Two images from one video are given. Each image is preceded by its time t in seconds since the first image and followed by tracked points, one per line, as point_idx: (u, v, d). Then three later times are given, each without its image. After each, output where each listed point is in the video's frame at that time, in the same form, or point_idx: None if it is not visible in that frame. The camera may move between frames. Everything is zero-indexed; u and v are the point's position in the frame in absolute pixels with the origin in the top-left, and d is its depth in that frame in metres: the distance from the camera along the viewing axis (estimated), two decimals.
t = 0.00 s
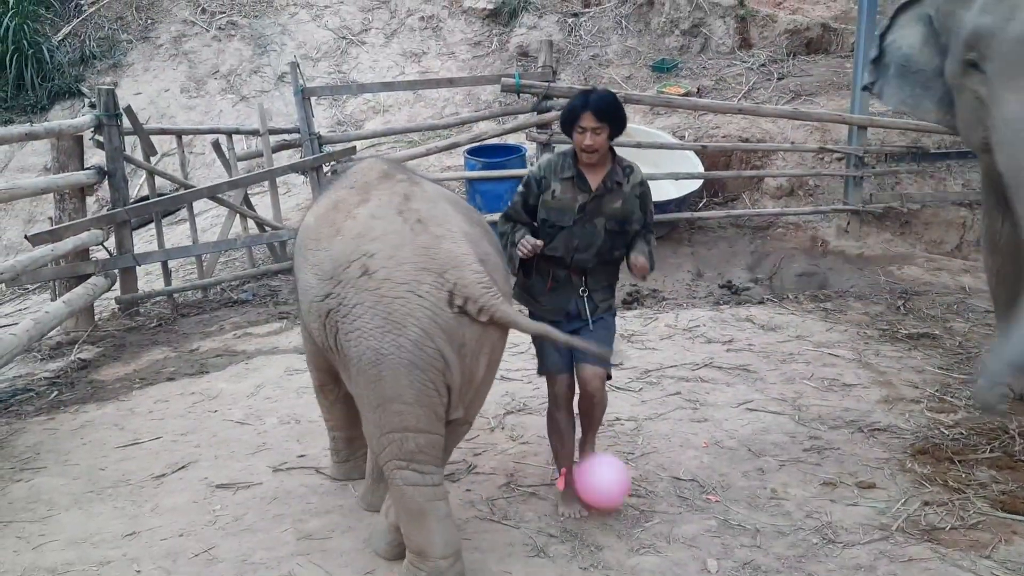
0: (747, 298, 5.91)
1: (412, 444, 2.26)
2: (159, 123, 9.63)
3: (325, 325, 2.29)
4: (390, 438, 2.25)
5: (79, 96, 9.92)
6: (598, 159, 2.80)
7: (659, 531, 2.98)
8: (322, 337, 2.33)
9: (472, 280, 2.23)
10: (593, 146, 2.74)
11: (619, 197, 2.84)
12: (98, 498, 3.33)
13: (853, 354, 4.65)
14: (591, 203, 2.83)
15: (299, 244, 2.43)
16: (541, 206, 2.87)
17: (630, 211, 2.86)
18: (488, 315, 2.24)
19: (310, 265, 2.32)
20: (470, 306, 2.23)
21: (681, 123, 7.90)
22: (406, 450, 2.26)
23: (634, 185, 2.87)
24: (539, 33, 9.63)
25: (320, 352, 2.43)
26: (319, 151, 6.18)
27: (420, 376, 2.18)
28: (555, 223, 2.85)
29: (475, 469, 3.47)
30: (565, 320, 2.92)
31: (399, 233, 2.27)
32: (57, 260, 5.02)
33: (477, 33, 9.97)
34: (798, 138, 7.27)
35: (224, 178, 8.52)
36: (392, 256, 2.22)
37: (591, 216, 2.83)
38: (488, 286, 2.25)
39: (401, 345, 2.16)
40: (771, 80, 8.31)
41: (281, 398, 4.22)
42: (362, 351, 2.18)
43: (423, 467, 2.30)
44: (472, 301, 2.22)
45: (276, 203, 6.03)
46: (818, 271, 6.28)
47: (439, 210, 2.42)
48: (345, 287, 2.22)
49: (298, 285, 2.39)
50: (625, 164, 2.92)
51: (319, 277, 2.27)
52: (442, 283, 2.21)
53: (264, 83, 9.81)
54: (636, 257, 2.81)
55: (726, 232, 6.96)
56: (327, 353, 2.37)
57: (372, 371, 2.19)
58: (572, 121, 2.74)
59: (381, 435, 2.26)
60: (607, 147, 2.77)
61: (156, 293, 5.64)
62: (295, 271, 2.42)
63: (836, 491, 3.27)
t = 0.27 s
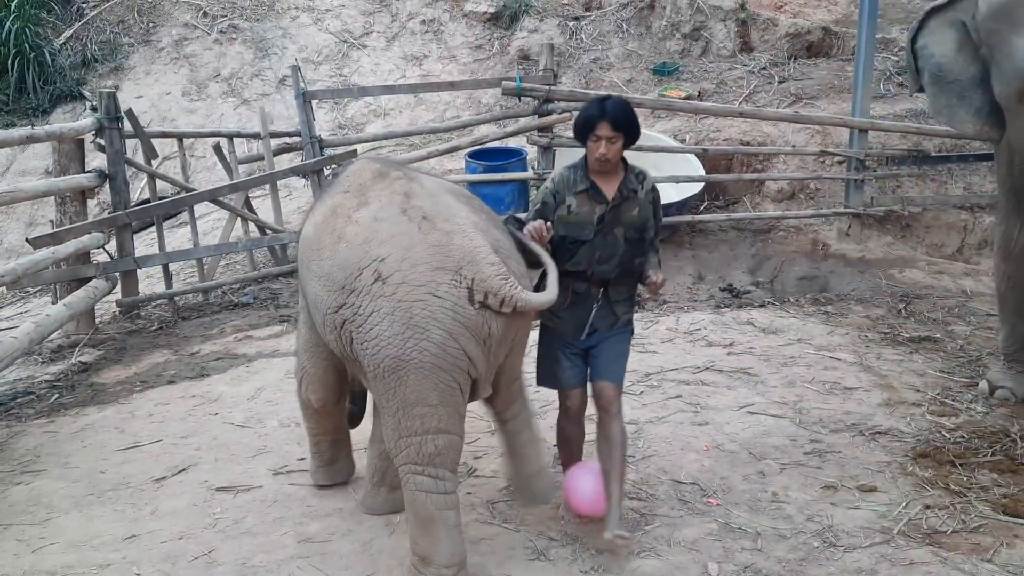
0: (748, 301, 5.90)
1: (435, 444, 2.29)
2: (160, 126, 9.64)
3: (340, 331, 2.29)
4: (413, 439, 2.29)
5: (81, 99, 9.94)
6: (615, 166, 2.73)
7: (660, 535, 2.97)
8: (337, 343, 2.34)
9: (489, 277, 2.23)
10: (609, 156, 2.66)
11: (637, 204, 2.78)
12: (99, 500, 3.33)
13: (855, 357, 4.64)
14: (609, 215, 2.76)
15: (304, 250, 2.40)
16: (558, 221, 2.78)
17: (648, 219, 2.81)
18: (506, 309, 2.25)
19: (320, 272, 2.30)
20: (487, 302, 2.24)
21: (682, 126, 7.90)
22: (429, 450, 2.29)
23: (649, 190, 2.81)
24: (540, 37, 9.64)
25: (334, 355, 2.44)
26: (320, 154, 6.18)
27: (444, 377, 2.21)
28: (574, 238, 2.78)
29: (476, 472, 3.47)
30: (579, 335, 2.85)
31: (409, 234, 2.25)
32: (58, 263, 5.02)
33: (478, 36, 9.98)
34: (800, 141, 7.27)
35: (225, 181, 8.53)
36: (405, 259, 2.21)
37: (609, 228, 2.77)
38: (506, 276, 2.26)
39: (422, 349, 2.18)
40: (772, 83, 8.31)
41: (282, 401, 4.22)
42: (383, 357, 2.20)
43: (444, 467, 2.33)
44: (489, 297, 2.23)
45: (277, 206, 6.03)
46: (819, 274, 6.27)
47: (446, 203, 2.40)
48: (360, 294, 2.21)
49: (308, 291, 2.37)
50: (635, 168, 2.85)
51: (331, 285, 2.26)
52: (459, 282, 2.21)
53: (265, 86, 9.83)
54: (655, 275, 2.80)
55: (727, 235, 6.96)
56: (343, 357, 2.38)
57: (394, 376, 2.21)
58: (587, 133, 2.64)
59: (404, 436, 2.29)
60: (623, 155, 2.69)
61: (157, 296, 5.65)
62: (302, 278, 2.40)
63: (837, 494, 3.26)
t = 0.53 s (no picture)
0: (749, 303, 5.90)
1: (438, 446, 2.28)
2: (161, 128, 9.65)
3: (342, 342, 2.31)
4: (418, 442, 2.29)
5: (82, 101, 9.95)
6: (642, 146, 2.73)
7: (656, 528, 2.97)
8: (340, 352, 2.36)
9: (482, 280, 2.21)
10: (636, 132, 2.67)
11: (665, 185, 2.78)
12: (99, 502, 3.33)
13: (856, 359, 4.64)
14: (636, 199, 2.75)
15: (299, 262, 2.40)
16: (584, 206, 2.77)
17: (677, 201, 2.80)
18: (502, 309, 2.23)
19: (317, 286, 2.31)
20: (483, 304, 2.22)
21: (683, 128, 7.90)
22: (434, 451, 2.28)
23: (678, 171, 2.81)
24: (541, 39, 9.65)
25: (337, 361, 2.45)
26: (321, 156, 6.18)
27: (447, 380, 2.22)
28: (601, 224, 2.79)
29: (476, 474, 3.47)
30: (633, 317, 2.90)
31: (400, 242, 2.23)
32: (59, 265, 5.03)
33: (479, 39, 9.98)
34: (800, 143, 7.27)
35: (226, 183, 8.53)
36: (399, 269, 2.20)
37: (636, 212, 2.76)
38: (501, 276, 2.24)
39: (423, 356, 2.19)
40: (773, 85, 8.32)
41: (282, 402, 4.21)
42: (386, 365, 2.21)
43: (449, 468, 2.33)
44: (484, 299, 2.21)
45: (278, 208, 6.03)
46: (820, 276, 6.27)
47: (436, 202, 2.35)
48: (359, 307, 2.22)
49: (307, 303, 2.38)
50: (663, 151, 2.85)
51: (328, 299, 2.28)
52: (454, 287, 2.21)
53: (267, 88, 9.84)
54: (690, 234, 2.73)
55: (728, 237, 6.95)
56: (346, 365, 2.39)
57: (398, 383, 2.23)
58: (613, 111, 2.66)
59: (409, 440, 2.30)
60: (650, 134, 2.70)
61: (158, 298, 5.64)
62: (301, 290, 2.41)
63: (838, 496, 3.25)
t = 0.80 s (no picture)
0: (750, 305, 5.89)
1: (436, 449, 2.28)
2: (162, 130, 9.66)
3: (335, 350, 2.29)
4: (415, 447, 2.29)
5: (83, 103, 9.95)
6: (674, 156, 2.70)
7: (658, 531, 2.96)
8: (332, 359, 2.33)
9: (480, 284, 2.19)
10: (669, 143, 2.64)
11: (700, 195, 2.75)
12: (99, 504, 3.33)
13: (857, 361, 4.63)
14: (669, 210, 2.75)
15: (284, 269, 2.35)
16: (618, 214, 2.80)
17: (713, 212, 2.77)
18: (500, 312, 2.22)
19: (306, 295, 2.27)
20: (480, 307, 2.21)
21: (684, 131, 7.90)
22: (434, 455, 2.29)
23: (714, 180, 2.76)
24: (541, 41, 9.66)
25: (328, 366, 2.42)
26: (321, 158, 6.18)
27: (447, 385, 2.21)
28: (634, 231, 2.81)
29: (476, 476, 3.46)
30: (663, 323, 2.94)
31: (392, 249, 2.19)
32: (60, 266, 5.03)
33: (480, 41, 9.99)
34: (801, 145, 7.27)
35: (227, 185, 8.54)
36: (393, 277, 2.17)
37: (669, 224, 2.76)
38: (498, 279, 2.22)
39: (422, 363, 2.18)
40: (773, 87, 8.33)
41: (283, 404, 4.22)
42: (385, 372, 2.19)
43: (448, 471, 2.33)
44: (482, 304, 2.20)
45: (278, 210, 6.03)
46: (821, 279, 6.26)
47: (425, 204, 2.32)
48: (354, 315, 2.19)
49: (295, 311, 2.35)
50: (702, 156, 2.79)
51: (320, 308, 2.24)
52: (450, 292, 2.18)
53: (267, 90, 9.85)
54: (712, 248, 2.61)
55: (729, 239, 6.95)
56: (338, 370, 2.37)
57: (396, 390, 2.22)
58: (644, 121, 2.63)
59: (407, 445, 2.30)
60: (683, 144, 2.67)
61: (158, 300, 5.65)
62: (288, 298, 2.37)
63: (839, 499, 3.25)
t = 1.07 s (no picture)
0: (750, 307, 5.89)
1: (444, 451, 2.30)
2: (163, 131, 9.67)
3: (336, 363, 2.25)
4: (423, 452, 2.30)
5: (84, 105, 9.96)
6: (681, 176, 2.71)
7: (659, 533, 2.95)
8: (331, 372, 2.30)
9: (486, 286, 2.21)
10: (675, 161, 2.65)
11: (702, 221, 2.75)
12: (100, 506, 3.33)
13: (858, 363, 4.63)
14: (664, 227, 2.78)
15: (273, 286, 2.28)
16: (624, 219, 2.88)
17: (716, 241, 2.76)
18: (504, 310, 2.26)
19: (303, 312, 2.22)
20: (487, 307, 2.23)
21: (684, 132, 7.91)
22: (442, 458, 2.31)
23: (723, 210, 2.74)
24: (542, 43, 9.67)
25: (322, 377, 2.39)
26: (322, 160, 6.18)
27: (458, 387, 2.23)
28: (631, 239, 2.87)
29: (477, 478, 3.46)
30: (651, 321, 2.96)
31: (394, 259, 2.16)
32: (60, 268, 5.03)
33: (481, 43, 9.99)
34: (802, 147, 7.27)
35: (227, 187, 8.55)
36: (398, 288, 2.14)
37: (662, 241, 2.80)
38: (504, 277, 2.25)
39: (432, 370, 2.19)
40: (774, 89, 8.34)
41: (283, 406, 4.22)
42: (395, 383, 2.19)
43: (454, 471, 2.36)
44: (488, 304, 2.22)
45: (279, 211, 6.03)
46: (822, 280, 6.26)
47: (417, 207, 2.29)
48: (359, 330, 2.16)
49: (288, 325, 2.29)
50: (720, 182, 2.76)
51: (320, 325, 2.20)
52: (456, 297, 2.18)
53: (268, 92, 9.86)
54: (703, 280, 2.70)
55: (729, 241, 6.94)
56: (335, 383, 2.34)
57: (405, 398, 2.22)
58: (653, 134, 2.65)
59: (413, 450, 2.31)
60: (688, 165, 2.67)
61: (159, 301, 5.64)
62: (278, 313, 2.31)
63: (840, 501, 3.24)
